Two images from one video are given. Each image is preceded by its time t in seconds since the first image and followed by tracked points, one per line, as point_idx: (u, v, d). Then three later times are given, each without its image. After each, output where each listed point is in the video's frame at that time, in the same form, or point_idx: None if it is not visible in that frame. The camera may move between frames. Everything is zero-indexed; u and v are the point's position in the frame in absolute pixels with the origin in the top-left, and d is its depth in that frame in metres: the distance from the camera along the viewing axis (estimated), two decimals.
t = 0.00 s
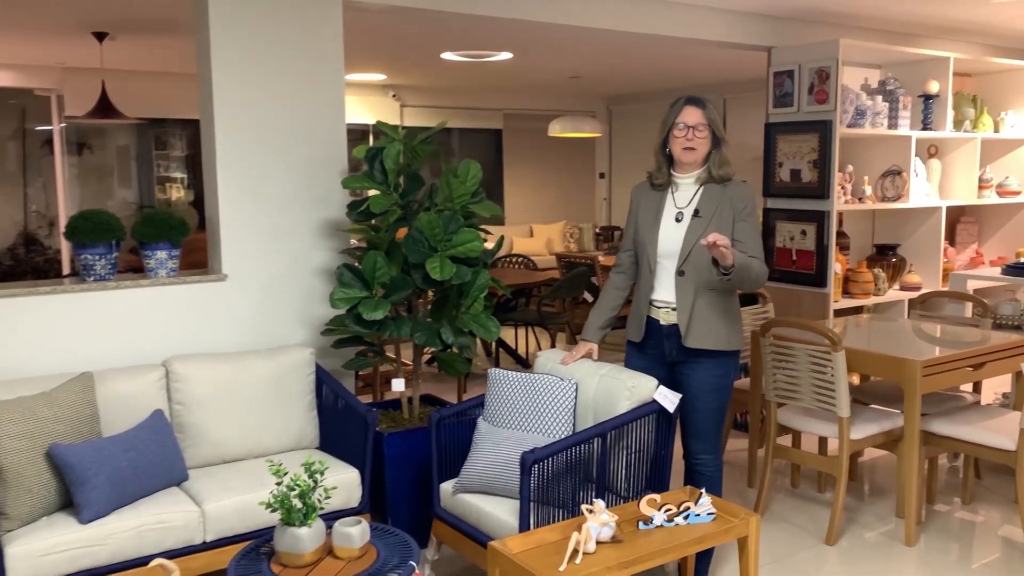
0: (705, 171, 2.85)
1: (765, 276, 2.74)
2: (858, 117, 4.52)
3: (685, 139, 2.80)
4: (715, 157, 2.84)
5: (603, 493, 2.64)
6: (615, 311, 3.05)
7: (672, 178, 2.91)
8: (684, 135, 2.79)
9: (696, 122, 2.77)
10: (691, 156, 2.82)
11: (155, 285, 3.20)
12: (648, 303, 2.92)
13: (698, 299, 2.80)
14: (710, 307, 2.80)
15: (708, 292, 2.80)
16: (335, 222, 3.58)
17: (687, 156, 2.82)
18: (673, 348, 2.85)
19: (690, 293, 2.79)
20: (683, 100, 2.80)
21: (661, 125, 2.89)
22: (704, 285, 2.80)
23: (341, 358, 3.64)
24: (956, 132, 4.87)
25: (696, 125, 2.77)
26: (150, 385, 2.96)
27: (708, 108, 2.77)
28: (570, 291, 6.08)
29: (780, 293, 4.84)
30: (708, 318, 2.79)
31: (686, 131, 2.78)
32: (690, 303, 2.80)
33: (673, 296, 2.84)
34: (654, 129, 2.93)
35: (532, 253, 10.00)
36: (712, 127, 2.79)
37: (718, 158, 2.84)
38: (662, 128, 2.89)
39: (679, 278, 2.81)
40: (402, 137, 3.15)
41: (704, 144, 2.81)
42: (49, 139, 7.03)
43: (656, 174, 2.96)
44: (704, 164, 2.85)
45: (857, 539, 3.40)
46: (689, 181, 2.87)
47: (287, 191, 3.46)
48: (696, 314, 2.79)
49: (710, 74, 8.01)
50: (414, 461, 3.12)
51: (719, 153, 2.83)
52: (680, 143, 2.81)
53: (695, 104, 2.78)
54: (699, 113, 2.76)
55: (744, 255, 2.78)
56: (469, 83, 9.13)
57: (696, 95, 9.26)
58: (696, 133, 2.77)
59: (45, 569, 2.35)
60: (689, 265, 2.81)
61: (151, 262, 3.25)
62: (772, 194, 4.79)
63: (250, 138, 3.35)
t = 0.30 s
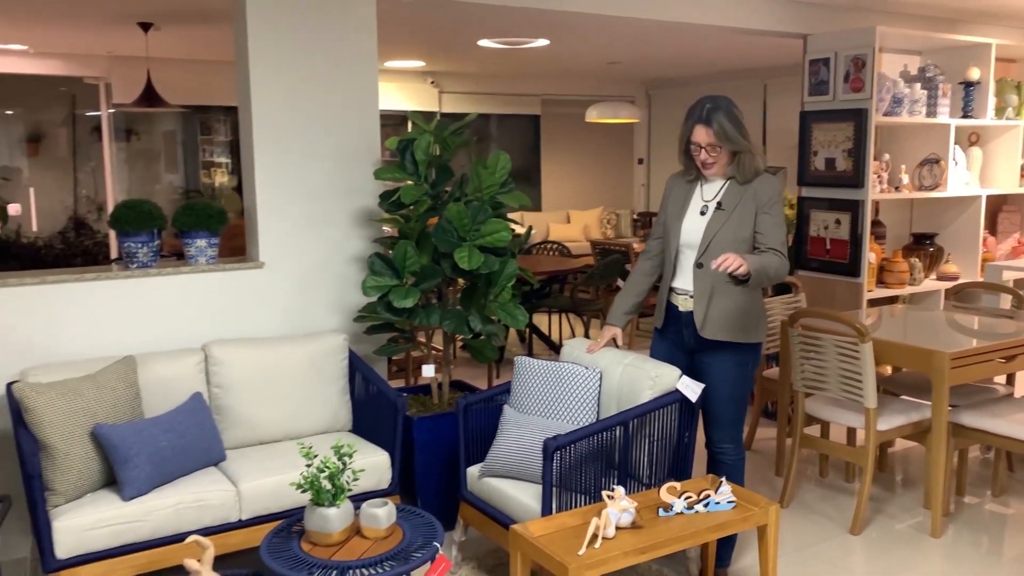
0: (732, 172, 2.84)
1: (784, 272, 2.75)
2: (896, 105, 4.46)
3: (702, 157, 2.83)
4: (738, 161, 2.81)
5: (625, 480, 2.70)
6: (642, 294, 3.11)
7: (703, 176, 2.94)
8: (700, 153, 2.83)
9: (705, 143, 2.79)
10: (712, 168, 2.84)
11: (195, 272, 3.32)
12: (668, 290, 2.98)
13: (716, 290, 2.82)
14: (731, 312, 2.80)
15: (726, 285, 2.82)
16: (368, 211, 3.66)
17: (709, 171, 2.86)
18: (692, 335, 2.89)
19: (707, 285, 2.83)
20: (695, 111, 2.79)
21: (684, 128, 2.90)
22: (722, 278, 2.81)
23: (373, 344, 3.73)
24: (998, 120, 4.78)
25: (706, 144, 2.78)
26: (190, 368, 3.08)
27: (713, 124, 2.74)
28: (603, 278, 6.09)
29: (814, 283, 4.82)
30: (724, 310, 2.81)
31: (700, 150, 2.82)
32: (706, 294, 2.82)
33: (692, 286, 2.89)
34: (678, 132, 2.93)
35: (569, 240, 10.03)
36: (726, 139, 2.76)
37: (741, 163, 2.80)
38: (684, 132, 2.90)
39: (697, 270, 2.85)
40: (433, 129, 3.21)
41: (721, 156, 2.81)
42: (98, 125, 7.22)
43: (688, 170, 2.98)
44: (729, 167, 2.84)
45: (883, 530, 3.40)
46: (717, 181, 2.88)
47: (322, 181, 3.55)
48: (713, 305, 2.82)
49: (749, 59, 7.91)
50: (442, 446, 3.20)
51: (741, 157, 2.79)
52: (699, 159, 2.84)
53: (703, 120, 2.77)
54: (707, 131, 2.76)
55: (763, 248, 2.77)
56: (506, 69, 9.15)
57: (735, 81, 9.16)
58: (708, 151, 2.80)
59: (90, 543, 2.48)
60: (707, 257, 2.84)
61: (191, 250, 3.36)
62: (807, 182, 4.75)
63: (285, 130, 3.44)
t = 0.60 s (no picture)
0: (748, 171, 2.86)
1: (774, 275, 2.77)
2: (932, 92, 4.40)
3: (718, 153, 2.87)
4: (751, 161, 2.82)
5: (647, 466, 2.74)
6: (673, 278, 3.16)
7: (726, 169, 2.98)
8: (716, 150, 2.86)
9: (717, 140, 2.82)
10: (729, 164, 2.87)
11: (232, 258, 3.42)
12: (687, 276, 3.10)
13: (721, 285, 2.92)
14: (729, 321, 2.88)
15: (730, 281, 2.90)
16: (399, 199, 3.73)
17: (727, 167, 2.90)
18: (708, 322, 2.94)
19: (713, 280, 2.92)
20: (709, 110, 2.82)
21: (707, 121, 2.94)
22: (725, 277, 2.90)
23: (403, 330, 3.81)
24: None
25: (719, 143, 2.82)
26: (226, 352, 3.18)
27: (724, 123, 2.76)
28: (635, 264, 6.10)
29: (846, 271, 4.79)
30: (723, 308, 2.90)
31: (715, 147, 2.85)
32: (712, 287, 2.93)
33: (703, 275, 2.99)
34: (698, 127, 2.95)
35: (604, 226, 10.02)
36: (737, 140, 2.78)
37: (754, 163, 2.81)
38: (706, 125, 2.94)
39: (708, 264, 2.94)
40: (462, 119, 3.27)
41: (735, 155, 2.83)
42: (141, 110, 7.36)
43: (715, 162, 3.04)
44: (745, 166, 2.86)
45: (909, 520, 3.41)
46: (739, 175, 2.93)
47: (353, 170, 3.62)
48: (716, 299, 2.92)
49: (787, 43, 7.81)
50: (469, 429, 3.27)
51: (755, 156, 2.80)
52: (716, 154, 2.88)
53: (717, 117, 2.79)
54: (718, 130, 2.79)
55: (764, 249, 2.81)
56: (540, 54, 9.14)
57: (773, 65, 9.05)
58: (721, 149, 2.83)
59: (131, 518, 2.60)
60: (717, 252, 2.92)
61: (227, 236, 3.46)
62: (841, 170, 4.72)
63: (318, 120, 3.52)
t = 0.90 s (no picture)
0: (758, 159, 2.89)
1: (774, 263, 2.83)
2: (962, 77, 4.33)
3: (727, 142, 2.90)
4: (759, 150, 2.84)
5: (663, 452, 2.77)
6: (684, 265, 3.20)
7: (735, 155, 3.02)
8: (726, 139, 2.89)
9: (726, 130, 2.85)
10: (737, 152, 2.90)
11: (259, 244, 3.50)
12: (694, 262, 3.14)
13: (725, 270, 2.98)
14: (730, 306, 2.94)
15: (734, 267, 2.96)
16: (422, 186, 3.78)
17: (735, 154, 2.94)
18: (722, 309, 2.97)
19: (717, 265, 2.98)
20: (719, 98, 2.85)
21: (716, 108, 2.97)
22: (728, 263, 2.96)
23: (427, 314, 3.87)
24: None
25: (728, 132, 2.84)
26: (253, 335, 3.26)
27: (733, 113, 2.79)
28: (660, 249, 6.10)
29: (872, 258, 4.75)
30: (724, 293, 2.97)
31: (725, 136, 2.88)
32: (715, 272, 2.99)
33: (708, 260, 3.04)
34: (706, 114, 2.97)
35: (632, 210, 10.00)
36: (745, 129, 2.80)
37: (763, 151, 2.84)
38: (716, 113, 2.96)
39: (713, 250, 2.99)
40: (484, 107, 3.30)
41: (744, 144, 2.85)
42: (174, 93, 7.48)
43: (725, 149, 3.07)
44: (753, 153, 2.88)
45: (928, 508, 3.41)
46: (746, 164, 2.95)
47: (378, 157, 3.67)
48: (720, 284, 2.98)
49: (819, 25, 7.70)
50: (489, 413, 3.33)
51: (764, 146, 2.82)
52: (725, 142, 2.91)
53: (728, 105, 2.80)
54: (727, 119, 2.82)
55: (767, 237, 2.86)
56: (569, 37, 9.10)
57: (804, 47, 8.92)
58: (731, 138, 2.85)
59: (161, 495, 2.69)
60: (722, 238, 2.97)
61: (255, 222, 3.54)
62: (868, 155, 4.68)
63: (343, 107, 3.57)
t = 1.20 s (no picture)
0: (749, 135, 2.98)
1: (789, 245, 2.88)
2: (985, 60, 4.28)
3: (730, 102, 2.95)
4: (761, 121, 2.93)
5: (674, 437, 2.80)
6: (683, 252, 3.24)
7: (723, 136, 3.07)
8: (729, 97, 2.94)
9: (739, 85, 2.91)
10: (734, 117, 2.96)
11: (278, 228, 3.55)
12: (692, 249, 3.17)
13: (733, 256, 3.01)
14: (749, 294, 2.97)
15: (742, 252, 3.00)
16: (439, 170, 3.81)
17: (732, 122, 2.98)
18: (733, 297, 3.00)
19: (723, 252, 3.01)
20: (734, 63, 2.94)
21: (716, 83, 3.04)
22: (736, 249, 3.00)
23: (443, 298, 3.92)
24: None
25: (741, 87, 2.91)
26: (272, 318, 3.33)
27: (754, 71, 2.90)
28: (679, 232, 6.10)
29: (892, 243, 4.73)
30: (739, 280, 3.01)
31: (732, 92, 2.93)
32: (724, 259, 3.02)
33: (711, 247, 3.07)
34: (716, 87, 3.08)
35: (653, 192, 9.97)
36: (758, 90, 2.90)
37: (765, 122, 2.93)
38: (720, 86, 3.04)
39: (715, 237, 3.02)
40: (500, 92, 3.32)
41: (748, 107, 2.93)
42: (197, 74, 7.53)
43: (710, 132, 3.12)
44: (750, 126, 2.95)
45: (941, 494, 3.42)
46: (736, 141, 3.01)
47: (395, 142, 3.70)
48: (729, 270, 3.02)
49: (843, 5, 7.59)
50: (503, 396, 3.38)
51: (763, 115, 2.92)
52: (726, 102, 2.97)
53: (745, 68, 2.91)
54: (744, 77, 2.90)
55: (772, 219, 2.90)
56: (591, 17, 9.05)
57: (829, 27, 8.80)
58: (740, 94, 2.92)
59: (182, 474, 2.77)
60: (723, 224, 3.01)
61: (273, 207, 3.59)
62: (888, 140, 4.65)
63: (361, 93, 3.60)
